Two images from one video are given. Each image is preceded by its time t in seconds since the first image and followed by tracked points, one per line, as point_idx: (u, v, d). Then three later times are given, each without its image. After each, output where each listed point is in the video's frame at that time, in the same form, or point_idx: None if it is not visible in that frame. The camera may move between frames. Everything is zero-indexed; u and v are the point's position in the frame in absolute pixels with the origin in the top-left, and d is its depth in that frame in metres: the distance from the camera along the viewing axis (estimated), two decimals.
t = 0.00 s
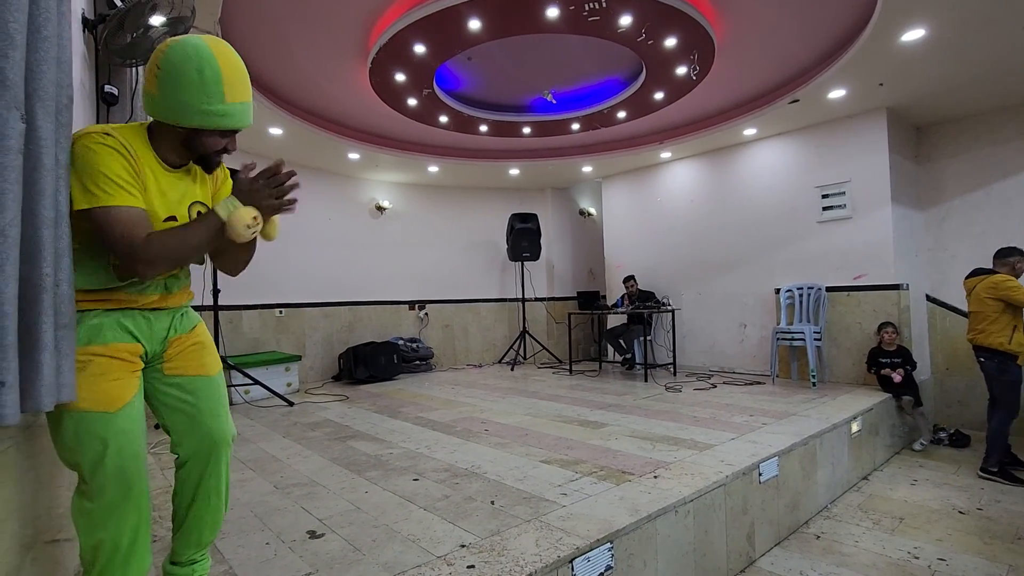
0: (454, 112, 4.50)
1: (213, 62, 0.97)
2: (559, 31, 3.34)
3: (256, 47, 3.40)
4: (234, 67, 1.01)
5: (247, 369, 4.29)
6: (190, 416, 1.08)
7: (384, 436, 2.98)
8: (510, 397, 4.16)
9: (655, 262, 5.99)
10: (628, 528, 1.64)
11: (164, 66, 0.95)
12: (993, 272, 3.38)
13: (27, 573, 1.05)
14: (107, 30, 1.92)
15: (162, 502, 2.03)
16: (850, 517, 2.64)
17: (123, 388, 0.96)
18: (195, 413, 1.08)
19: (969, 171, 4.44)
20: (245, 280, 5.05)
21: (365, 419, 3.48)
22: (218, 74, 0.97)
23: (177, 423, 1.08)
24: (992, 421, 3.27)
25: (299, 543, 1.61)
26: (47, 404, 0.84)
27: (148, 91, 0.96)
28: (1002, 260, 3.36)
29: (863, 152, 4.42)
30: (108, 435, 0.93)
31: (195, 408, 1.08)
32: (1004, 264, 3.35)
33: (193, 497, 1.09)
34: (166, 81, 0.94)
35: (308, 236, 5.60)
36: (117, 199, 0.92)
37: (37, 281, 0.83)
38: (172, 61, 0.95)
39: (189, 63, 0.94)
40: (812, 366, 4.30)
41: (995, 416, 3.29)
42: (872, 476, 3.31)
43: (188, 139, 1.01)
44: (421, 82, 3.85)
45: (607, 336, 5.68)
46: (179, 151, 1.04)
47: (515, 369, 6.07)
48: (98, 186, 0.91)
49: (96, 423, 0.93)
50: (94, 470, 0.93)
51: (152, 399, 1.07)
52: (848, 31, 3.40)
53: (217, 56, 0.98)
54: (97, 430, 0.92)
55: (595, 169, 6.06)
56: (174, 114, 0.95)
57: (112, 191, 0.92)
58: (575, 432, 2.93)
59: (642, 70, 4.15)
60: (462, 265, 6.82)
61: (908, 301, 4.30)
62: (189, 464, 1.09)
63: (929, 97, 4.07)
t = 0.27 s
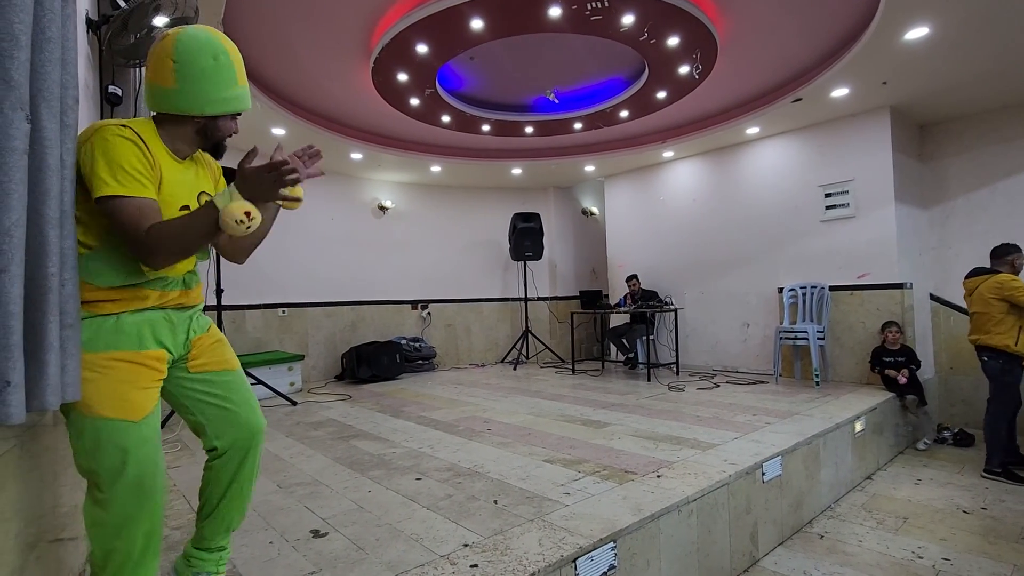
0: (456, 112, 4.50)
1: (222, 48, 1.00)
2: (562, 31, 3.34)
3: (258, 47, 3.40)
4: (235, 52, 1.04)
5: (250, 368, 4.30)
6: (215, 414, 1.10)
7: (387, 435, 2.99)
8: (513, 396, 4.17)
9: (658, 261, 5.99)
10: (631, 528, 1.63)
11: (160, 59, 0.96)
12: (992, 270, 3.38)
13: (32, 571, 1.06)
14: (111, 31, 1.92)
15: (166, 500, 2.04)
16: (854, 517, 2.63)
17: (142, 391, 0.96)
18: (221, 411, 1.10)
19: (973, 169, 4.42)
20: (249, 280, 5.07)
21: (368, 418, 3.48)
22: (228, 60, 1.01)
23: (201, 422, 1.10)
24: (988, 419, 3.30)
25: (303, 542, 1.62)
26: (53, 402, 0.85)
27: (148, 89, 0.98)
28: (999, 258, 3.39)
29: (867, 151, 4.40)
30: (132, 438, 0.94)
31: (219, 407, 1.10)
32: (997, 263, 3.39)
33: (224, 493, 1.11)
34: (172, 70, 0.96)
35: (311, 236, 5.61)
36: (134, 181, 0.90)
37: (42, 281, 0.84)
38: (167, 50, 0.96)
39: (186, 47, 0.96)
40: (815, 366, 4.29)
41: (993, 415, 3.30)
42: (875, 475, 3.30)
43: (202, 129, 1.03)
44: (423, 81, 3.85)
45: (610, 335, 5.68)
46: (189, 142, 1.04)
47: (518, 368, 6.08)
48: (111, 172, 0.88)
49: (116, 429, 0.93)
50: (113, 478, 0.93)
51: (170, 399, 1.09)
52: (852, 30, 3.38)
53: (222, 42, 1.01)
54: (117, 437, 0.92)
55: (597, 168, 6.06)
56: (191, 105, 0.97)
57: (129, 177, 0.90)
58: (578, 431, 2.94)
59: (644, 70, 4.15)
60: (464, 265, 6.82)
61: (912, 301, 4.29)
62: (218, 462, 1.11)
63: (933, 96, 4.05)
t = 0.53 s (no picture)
0: (457, 111, 4.51)
1: (248, 44, 1.07)
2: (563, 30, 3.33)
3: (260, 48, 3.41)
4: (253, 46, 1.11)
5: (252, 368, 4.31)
6: (241, 415, 1.11)
7: (388, 435, 2.99)
8: (514, 396, 4.17)
9: (660, 261, 5.98)
10: (632, 527, 1.63)
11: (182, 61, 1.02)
12: (992, 269, 3.36)
13: (35, 570, 1.06)
14: (112, 32, 1.91)
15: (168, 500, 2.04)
16: (856, 517, 2.63)
17: (176, 388, 0.95)
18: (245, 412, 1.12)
19: (975, 168, 4.41)
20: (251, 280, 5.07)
21: (370, 418, 3.49)
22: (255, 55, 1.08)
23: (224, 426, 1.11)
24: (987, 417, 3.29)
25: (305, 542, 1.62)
26: (55, 401, 0.87)
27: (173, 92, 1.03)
28: (999, 257, 3.37)
29: (869, 150, 4.39)
30: (170, 441, 0.94)
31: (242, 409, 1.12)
32: (996, 262, 3.38)
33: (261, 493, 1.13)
34: (200, 68, 1.01)
35: (312, 236, 5.62)
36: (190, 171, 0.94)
37: (45, 281, 0.84)
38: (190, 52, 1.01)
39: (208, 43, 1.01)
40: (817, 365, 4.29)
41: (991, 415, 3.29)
42: (877, 474, 3.29)
43: (235, 121, 1.08)
44: (425, 81, 3.85)
45: (612, 335, 5.68)
46: (218, 134, 1.08)
47: (519, 368, 6.07)
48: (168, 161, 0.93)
49: (152, 431, 0.92)
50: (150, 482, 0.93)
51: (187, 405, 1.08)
52: (854, 29, 3.38)
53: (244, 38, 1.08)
54: (154, 439, 0.92)
55: (599, 167, 6.06)
56: (227, 97, 1.03)
57: (184, 164, 0.94)
58: (579, 431, 2.93)
59: (645, 69, 4.14)
60: (465, 264, 6.82)
61: (914, 300, 4.28)
62: (244, 462, 1.13)
63: (935, 94, 4.04)
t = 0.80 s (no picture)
0: (458, 111, 4.51)
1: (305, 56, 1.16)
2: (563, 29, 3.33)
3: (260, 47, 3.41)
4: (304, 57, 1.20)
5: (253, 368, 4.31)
6: (279, 417, 1.17)
7: (389, 434, 2.99)
8: (515, 395, 4.17)
9: (660, 260, 5.98)
10: (633, 526, 1.63)
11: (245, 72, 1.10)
12: (991, 268, 3.35)
13: (37, 570, 1.06)
14: (113, 32, 1.91)
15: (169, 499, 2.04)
16: (857, 516, 2.62)
17: (233, 382, 1.00)
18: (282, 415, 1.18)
19: (976, 167, 4.41)
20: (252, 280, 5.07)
21: (370, 417, 3.49)
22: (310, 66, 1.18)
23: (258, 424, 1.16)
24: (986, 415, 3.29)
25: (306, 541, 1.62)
26: (55, 401, 0.87)
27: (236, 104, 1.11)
28: (999, 256, 3.35)
29: (870, 148, 4.39)
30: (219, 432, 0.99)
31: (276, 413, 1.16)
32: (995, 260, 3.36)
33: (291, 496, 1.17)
34: (263, 76, 1.09)
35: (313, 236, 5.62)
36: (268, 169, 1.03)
37: (45, 280, 0.85)
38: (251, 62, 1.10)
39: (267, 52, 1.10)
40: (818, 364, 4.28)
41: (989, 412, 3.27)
42: (879, 474, 3.29)
43: (298, 124, 1.16)
44: (425, 81, 3.85)
45: (613, 334, 5.68)
46: (279, 137, 1.15)
47: (520, 367, 6.07)
48: (252, 161, 1.01)
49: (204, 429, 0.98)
50: (199, 471, 0.98)
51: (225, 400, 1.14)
52: (855, 28, 3.37)
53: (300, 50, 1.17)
54: (205, 438, 0.98)
55: (599, 167, 6.06)
56: (295, 104, 1.11)
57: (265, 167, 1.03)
58: (580, 430, 2.93)
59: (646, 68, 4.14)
60: (466, 264, 6.82)
61: (915, 299, 4.28)
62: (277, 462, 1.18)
63: (936, 93, 4.03)
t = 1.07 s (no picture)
0: (458, 110, 4.51)
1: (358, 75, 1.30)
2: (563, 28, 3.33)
3: (260, 47, 3.41)
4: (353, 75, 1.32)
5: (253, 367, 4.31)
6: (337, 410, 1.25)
7: (390, 434, 2.99)
8: (515, 395, 4.17)
9: (661, 260, 5.98)
10: (633, 526, 1.63)
11: (302, 85, 1.21)
12: (988, 267, 3.35)
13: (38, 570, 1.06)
14: (113, 32, 1.91)
15: (169, 499, 2.04)
16: (858, 515, 2.62)
17: (329, 369, 1.12)
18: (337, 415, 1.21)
19: (977, 166, 4.40)
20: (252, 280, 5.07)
21: (371, 417, 3.49)
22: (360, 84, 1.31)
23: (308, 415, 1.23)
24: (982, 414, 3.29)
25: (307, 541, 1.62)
26: (55, 401, 0.87)
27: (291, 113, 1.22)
28: (995, 255, 3.35)
29: (870, 147, 4.39)
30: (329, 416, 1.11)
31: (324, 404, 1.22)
32: (992, 259, 3.36)
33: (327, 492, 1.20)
34: (319, 92, 1.20)
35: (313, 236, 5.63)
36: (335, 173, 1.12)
37: (46, 281, 0.85)
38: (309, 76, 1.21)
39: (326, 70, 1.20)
40: (818, 363, 4.28)
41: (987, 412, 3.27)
42: (879, 473, 3.29)
43: (344, 136, 1.27)
44: (425, 81, 3.85)
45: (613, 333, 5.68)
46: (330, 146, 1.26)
47: (521, 366, 6.07)
48: (321, 168, 1.10)
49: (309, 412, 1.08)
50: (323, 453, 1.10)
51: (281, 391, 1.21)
52: (855, 26, 3.37)
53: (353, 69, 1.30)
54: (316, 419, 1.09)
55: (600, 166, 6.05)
56: (351, 117, 1.24)
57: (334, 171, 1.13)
58: (580, 430, 2.93)
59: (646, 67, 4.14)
60: (466, 264, 6.82)
61: (915, 298, 4.28)
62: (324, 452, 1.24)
63: (937, 92, 4.03)
